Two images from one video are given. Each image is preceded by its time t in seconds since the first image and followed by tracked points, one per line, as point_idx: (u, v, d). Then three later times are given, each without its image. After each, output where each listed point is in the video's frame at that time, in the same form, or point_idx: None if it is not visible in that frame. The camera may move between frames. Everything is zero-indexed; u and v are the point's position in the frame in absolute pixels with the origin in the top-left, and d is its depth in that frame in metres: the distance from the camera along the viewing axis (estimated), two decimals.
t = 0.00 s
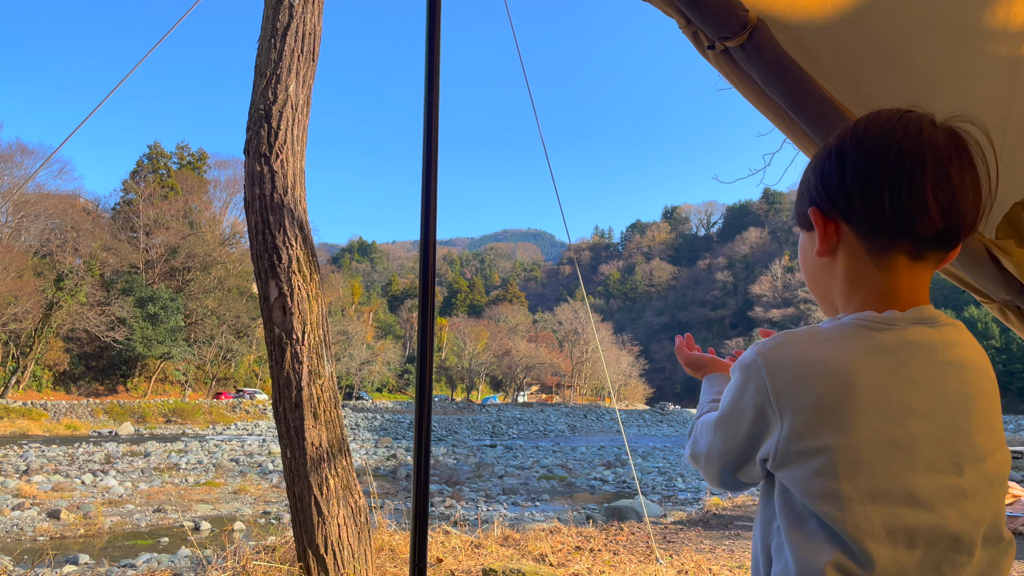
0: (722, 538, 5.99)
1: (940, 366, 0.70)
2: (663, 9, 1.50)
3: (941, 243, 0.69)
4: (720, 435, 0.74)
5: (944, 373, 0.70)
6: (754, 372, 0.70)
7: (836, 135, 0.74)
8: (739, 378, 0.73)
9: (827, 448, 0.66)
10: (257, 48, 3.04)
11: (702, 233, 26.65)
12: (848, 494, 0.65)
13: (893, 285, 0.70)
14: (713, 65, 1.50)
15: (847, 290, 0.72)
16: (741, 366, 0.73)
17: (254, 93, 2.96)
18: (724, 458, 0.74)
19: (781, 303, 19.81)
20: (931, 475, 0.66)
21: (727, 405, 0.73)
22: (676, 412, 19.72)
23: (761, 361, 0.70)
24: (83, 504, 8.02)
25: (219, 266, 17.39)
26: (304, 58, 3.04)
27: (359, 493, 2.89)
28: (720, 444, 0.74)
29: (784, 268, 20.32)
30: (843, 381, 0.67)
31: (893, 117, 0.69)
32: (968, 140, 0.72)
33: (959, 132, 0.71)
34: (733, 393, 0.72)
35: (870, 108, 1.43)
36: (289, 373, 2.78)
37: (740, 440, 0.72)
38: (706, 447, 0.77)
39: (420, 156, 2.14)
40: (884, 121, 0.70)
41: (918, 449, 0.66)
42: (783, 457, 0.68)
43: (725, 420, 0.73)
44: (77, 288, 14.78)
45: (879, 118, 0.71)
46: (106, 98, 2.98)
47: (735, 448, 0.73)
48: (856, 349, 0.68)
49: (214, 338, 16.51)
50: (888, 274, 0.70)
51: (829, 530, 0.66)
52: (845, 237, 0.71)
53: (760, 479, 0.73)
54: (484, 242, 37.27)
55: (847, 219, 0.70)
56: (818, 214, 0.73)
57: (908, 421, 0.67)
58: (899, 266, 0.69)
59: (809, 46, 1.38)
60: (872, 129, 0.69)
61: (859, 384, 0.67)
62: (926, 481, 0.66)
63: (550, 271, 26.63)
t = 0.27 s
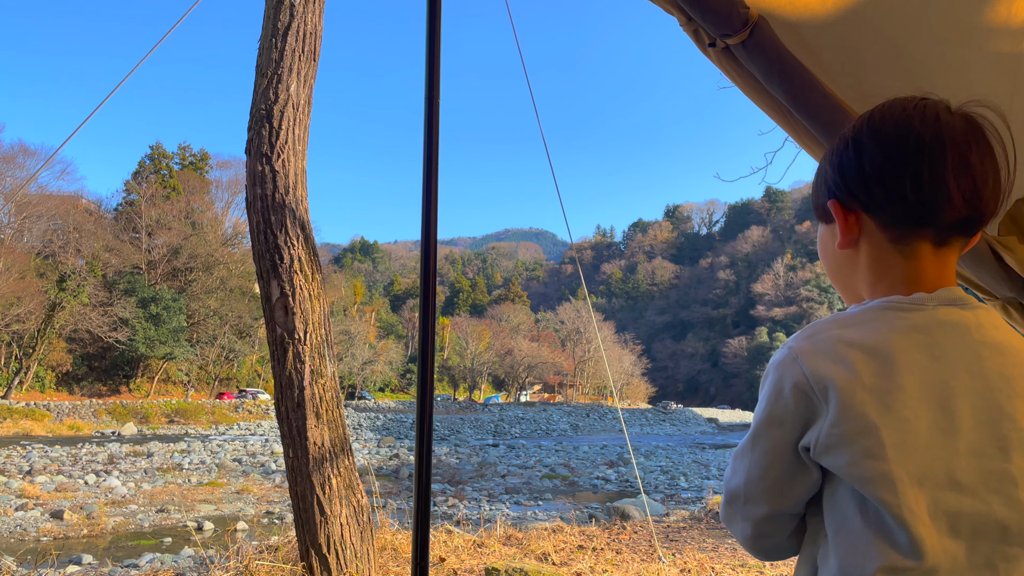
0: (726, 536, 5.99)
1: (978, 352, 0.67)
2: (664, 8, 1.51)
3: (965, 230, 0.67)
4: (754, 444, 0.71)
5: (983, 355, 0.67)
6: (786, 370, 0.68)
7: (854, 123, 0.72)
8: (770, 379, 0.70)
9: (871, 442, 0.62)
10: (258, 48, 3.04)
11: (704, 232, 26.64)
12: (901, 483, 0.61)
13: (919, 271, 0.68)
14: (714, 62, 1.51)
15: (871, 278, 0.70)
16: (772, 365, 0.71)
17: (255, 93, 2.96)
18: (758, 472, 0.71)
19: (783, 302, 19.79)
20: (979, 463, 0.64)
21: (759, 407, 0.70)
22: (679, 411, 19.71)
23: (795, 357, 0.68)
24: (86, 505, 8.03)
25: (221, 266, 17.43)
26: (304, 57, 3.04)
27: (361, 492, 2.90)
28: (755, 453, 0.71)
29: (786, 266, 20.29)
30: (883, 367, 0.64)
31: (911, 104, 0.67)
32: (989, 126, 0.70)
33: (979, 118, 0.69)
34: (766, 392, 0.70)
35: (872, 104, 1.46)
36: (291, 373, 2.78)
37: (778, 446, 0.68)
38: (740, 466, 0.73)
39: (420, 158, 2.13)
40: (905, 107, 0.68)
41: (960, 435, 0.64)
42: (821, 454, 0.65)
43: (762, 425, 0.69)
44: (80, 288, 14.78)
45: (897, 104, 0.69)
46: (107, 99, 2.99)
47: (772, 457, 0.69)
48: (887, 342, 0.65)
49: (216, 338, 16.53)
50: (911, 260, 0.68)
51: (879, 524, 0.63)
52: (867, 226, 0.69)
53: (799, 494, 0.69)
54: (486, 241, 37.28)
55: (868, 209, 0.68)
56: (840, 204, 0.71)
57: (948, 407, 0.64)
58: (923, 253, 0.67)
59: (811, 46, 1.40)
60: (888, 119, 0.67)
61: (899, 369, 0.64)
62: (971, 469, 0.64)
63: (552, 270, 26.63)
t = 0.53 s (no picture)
0: (728, 536, 5.99)
1: (1003, 348, 0.67)
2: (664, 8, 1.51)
3: (979, 225, 0.66)
4: (793, 449, 0.65)
5: (1000, 354, 0.67)
6: (816, 368, 0.65)
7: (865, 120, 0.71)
8: (800, 378, 0.66)
9: (902, 438, 0.61)
10: (258, 49, 3.04)
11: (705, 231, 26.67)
12: (933, 479, 0.60)
13: (932, 268, 0.67)
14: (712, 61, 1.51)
15: (888, 273, 0.69)
16: (797, 364, 0.68)
17: (256, 94, 2.96)
18: (800, 482, 0.65)
19: (785, 301, 19.78)
20: (996, 459, 0.64)
21: (792, 407, 0.65)
22: (680, 410, 19.71)
23: (828, 356, 0.65)
24: (89, 506, 8.03)
25: (223, 267, 17.47)
26: (304, 57, 3.04)
27: (362, 492, 2.90)
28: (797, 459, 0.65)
29: (788, 265, 20.28)
30: (914, 362, 0.63)
31: (921, 99, 0.67)
32: (1002, 120, 0.69)
33: (994, 114, 0.68)
34: (796, 392, 0.65)
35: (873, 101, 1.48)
36: (292, 373, 2.78)
37: (819, 447, 0.64)
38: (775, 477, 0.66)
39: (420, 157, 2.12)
40: (917, 100, 0.67)
41: (985, 431, 0.64)
42: (862, 451, 0.63)
43: (798, 425, 0.64)
44: (82, 289, 14.75)
45: (908, 98, 0.68)
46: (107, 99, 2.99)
47: (812, 462, 0.64)
48: (907, 342, 0.64)
49: (218, 338, 16.56)
50: (926, 257, 0.67)
51: (905, 523, 0.62)
52: (884, 220, 0.67)
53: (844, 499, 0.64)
54: (487, 241, 37.30)
55: (877, 206, 0.67)
56: (857, 196, 0.69)
57: (970, 402, 0.64)
58: (936, 250, 0.66)
59: (812, 45, 1.42)
60: (901, 110, 0.67)
61: (932, 366, 0.63)
62: (993, 470, 0.64)
63: (553, 270, 26.64)
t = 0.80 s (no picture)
0: (729, 535, 5.97)
1: (994, 348, 0.67)
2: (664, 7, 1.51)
3: (972, 224, 0.65)
4: (802, 464, 0.62)
5: (992, 357, 0.67)
6: (819, 376, 0.62)
7: (854, 111, 0.69)
8: (799, 389, 0.64)
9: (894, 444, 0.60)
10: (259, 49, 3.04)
11: (706, 231, 26.67)
12: (939, 489, 0.60)
13: (921, 266, 0.66)
14: (713, 60, 1.51)
15: (878, 271, 0.67)
16: (795, 370, 0.65)
17: (256, 94, 2.97)
18: (808, 497, 0.62)
19: (786, 300, 19.76)
20: (989, 465, 0.64)
21: (795, 419, 0.63)
22: (681, 409, 19.71)
23: (830, 363, 0.63)
24: (90, 506, 8.04)
25: (224, 267, 17.49)
26: (305, 58, 3.04)
27: (364, 492, 2.90)
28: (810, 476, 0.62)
29: (789, 265, 20.27)
30: (913, 366, 0.62)
31: (914, 91, 0.65)
32: (995, 112, 0.67)
33: (987, 106, 0.66)
34: (800, 403, 0.63)
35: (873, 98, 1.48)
36: (293, 373, 2.78)
37: (824, 459, 0.62)
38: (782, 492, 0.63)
39: (422, 158, 2.12)
40: (908, 93, 0.65)
41: (980, 435, 0.64)
42: (870, 462, 0.62)
43: (803, 438, 0.62)
44: (83, 289, 14.75)
45: (898, 91, 0.66)
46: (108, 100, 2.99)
47: (821, 475, 0.62)
48: (902, 345, 0.63)
49: (219, 339, 16.57)
50: (914, 255, 0.66)
51: (905, 525, 0.62)
52: (874, 220, 0.66)
53: (854, 510, 0.62)
54: (488, 241, 37.32)
55: (865, 203, 0.66)
56: (847, 194, 0.67)
57: (964, 405, 0.63)
58: (925, 248, 0.65)
59: (813, 44, 1.43)
60: (891, 104, 0.65)
61: (930, 371, 0.62)
62: (985, 475, 0.64)
63: (554, 270, 26.66)
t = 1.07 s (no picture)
0: (729, 535, 5.97)
1: (987, 341, 0.66)
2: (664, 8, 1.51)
3: (963, 214, 0.63)
4: (815, 468, 0.58)
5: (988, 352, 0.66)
6: (815, 374, 0.60)
7: (841, 96, 0.67)
8: (804, 386, 0.60)
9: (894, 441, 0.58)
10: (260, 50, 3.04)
11: (706, 231, 26.69)
12: (949, 489, 0.59)
13: (909, 259, 0.64)
14: (715, 61, 1.52)
15: (865, 262, 0.66)
16: (793, 365, 0.62)
17: (257, 95, 2.96)
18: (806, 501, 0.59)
19: (786, 300, 19.76)
20: (986, 461, 0.63)
21: (805, 420, 0.59)
22: (682, 409, 19.71)
23: (834, 359, 0.59)
24: (92, 506, 8.06)
25: (224, 267, 17.50)
26: (306, 59, 3.04)
27: (365, 492, 2.91)
28: (825, 482, 0.58)
29: (790, 264, 20.28)
30: (914, 361, 0.60)
31: (907, 76, 0.62)
32: (989, 99, 0.65)
33: (980, 92, 0.65)
34: (807, 402, 0.59)
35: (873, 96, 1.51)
36: (295, 373, 2.78)
37: (836, 461, 0.58)
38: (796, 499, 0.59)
39: (424, 159, 2.12)
40: (899, 78, 0.63)
41: (977, 431, 0.63)
42: (881, 461, 0.60)
43: (812, 439, 0.58)
44: (83, 290, 14.78)
45: (889, 76, 0.64)
46: (108, 102, 3.00)
47: (834, 478, 0.58)
48: (897, 340, 0.61)
49: (220, 339, 16.58)
50: (903, 249, 0.64)
51: (903, 525, 0.60)
52: (864, 209, 0.64)
53: (863, 514, 0.60)
54: (489, 241, 37.36)
55: (854, 191, 0.64)
56: (840, 181, 0.65)
57: (963, 399, 0.62)
58: (916, 241, 0.63)
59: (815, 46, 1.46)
60: (883, 89, 0.62)
61: (930, 365, 0.61)
62: (981, 473, 0.63)
63: (555, 270, 26.69)
